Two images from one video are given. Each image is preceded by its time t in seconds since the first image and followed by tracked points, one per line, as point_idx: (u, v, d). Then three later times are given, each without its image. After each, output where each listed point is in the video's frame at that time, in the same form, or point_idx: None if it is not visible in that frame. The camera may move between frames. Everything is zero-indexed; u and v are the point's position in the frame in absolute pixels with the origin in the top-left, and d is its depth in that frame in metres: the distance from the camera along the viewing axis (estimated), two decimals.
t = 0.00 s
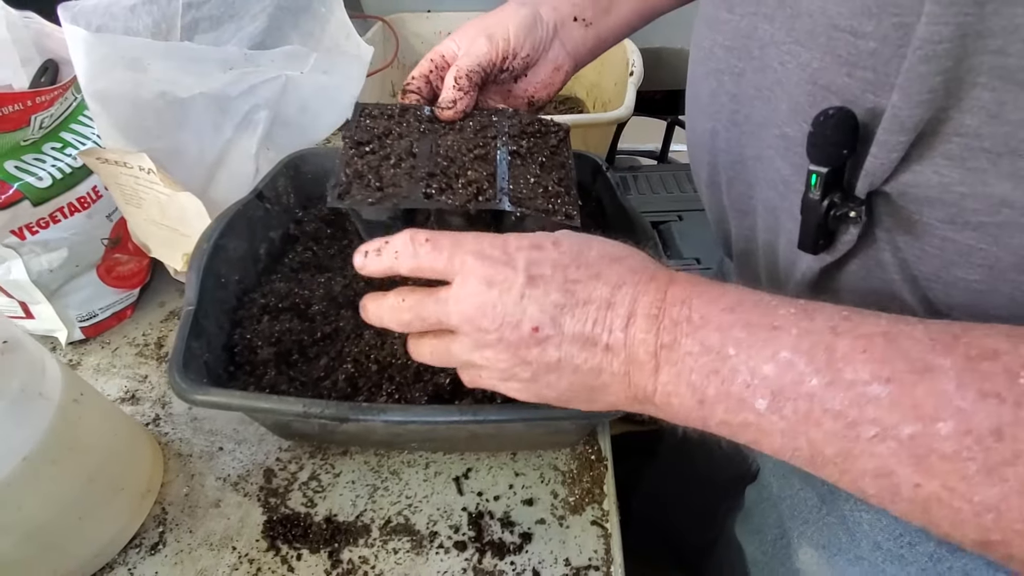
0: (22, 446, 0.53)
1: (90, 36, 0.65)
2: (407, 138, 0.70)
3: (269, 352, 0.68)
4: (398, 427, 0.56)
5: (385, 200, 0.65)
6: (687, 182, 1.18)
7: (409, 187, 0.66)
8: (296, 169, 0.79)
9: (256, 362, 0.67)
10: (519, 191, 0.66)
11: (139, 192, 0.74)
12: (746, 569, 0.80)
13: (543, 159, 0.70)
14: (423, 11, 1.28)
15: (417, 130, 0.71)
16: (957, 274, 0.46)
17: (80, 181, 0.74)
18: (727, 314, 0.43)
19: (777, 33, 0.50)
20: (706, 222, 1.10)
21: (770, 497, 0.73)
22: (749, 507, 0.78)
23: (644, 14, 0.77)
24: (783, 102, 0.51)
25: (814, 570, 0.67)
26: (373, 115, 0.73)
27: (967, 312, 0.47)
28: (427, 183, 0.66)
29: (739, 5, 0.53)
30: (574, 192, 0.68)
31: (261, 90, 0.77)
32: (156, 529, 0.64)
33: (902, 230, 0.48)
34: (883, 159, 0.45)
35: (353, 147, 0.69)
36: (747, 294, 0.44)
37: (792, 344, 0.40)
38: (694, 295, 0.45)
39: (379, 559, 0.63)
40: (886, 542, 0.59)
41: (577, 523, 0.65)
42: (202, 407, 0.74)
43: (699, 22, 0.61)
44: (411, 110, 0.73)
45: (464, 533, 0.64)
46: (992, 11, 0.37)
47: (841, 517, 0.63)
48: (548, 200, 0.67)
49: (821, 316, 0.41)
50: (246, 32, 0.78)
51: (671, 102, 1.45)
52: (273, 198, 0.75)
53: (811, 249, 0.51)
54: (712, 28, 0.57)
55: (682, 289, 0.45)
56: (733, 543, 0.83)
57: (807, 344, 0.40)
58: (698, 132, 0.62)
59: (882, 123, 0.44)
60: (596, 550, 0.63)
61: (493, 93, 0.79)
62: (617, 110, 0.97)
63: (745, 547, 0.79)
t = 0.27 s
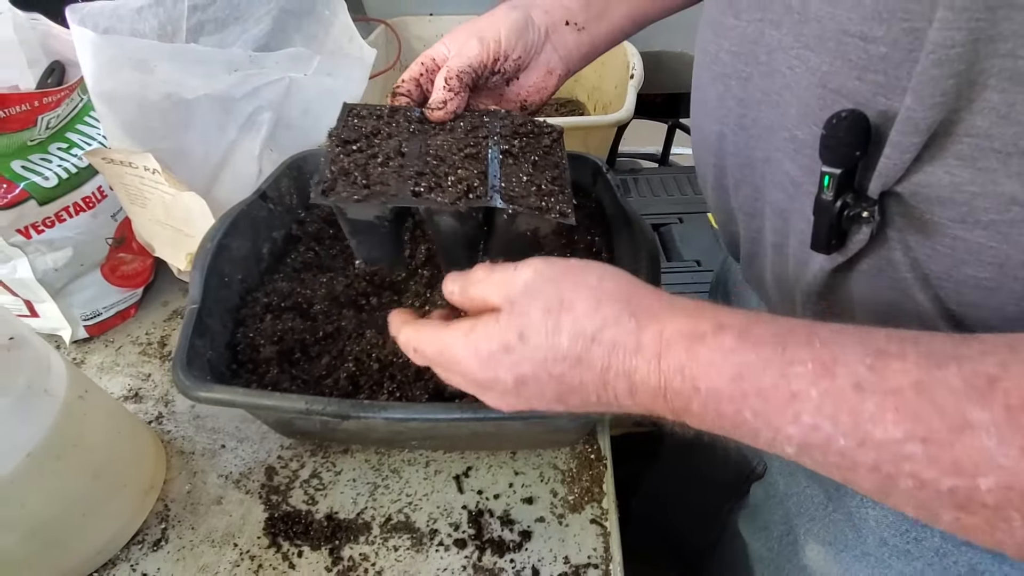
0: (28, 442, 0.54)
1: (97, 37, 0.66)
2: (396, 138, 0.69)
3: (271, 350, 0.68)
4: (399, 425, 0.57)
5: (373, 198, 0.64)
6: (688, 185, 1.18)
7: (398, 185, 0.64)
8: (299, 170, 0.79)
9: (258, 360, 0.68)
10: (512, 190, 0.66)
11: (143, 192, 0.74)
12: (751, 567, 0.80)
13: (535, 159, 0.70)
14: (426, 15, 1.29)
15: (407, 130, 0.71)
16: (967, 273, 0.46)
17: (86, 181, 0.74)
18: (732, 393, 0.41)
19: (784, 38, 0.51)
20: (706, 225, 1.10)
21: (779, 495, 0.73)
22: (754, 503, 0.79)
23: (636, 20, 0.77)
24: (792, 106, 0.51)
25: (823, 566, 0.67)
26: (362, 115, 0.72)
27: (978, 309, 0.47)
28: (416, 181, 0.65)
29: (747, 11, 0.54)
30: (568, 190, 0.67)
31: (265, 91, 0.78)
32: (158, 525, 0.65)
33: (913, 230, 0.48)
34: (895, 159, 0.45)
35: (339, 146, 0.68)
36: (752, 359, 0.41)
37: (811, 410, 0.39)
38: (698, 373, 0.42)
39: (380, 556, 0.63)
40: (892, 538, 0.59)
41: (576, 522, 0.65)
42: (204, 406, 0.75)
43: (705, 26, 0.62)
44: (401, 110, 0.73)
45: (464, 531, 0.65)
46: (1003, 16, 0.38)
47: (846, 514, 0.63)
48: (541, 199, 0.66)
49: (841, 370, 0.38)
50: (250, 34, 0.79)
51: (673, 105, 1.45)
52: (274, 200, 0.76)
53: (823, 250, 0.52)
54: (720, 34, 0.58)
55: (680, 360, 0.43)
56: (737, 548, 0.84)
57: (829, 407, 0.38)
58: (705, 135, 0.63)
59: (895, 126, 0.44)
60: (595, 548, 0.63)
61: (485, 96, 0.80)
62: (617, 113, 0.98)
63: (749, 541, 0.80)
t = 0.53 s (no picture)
0: (28, 437, 0.54)
1: (101, 36, 0.66)
2: (395, 106, 0.68)
3: (272, 348, 0.68)
4: (399, 423, 0.57)
5: (370, 161, 0.63)
6: (690, 187, 1.18)
7: (394, 151, 0.63)
8: (301, 169, 0.79)
9: (259, 358, 0.68)
10: (510, 155, 0.64)
11: (145, 189, 0.74)
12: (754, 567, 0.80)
13: (534, 127, 0.68)
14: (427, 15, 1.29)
15: (406, 98, 0.70)
16: (977, 268, 0.47)
17: (88, 178, 0.75)
18: (782, 449, 0.41)
19: (794, 36, 0.51)
20: (706, 228, 1.10)
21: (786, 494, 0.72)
22: (757, 501, 0.78)
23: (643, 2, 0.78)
24: (801, 104, 0.52)
25: (829, 564, 0.67)
26: (362, 86, 0.71)
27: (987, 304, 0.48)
28: (414, 145, 0.63)
29: (757, 10, 0.53)
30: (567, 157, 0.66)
31: (267, 90, 0.78)
32: (158, 523, 0.65)
33: (924, 228, 0.48)
34: (905, 158, 0.45)
35: (338, 114, 0.67)
36: (807, 417, 0.40)
37: (872, 457, 0.39)
38: (745, 433, 0.42)
39: (379, 555, 0.63)
40: (900, 535, 0.59)
41: (576, 522, 0.65)
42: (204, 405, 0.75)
43: (713, 26, 0.62)
44: (401, 82, 0.73)
45: (463, 531, 0.64)
46: (1014, 17, 0.38)
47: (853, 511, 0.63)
48: (540, 162, 0.64)
49: (907, 416, 0.38)
50: (253, 33, 0.79)
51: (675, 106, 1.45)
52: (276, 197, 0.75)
53: (832, 247, 0.52)
54: (727, 32, 0.57)
55: (721, 419, 0.42)
56: (739, 552, 0.83)
57: (895, 454, 0.38)
58: (713, 134, 0.63)
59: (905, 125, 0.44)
60: (594, 549, 0.63)
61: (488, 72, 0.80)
62: (619, 113, 0.98)
63: (752, 541, 0.79)
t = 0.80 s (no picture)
0: (30, 431, 0.54)
1: (106, 33, 0.67)
2: (398, 126, 0.68)
3: (273, 346, 0.68)
4: (399, 421, 0.57)
5: (375, 186, 0.61)
6: (691, 189, 1.18)
7: (400, 176, 0.61)
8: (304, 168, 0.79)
9: (260, 356, 0.68)
10: (524, 181, 0.63)
11: (149, 186, 0.75)
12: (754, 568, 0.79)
13: (547, 150, 0.68)
14: (432, 17, 1.29)
15: (409, 120, 0.69)
16: (978, 261, 0.47)
17: (92, 175, 0.75)
18: (786, 406, 0.42)
19: (801, 32, 0.51)
20: (709, 229, 1.10)
21: (785, 491, 0.72)
22: (757, 501, 0.78)
23: (645, 17, 0.78)
24: (807, 99, 0.52)
25: (830, 561, 0.67)
26: (361, 104, 0.70)
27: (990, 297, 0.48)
28: (422, 172, 0.62)
29: (764, 6, 0.54)
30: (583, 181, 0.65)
31: (271, 88, 0.79)
32: (157, 519, 0.65)
33: (927, 221, 0.48)
34: (910, 149, 0.46)
35: (337, 132, 0.66)
36: (808, 372, 0.41)
37: (871, 418, 0.39)
38: (750, 388, 0.42)
39: (377, 554, 0.63)
40: (900, 533, 0.58)
41: (575, 522, 0.65)
42: (205, 402, 0.75)
43: (718, 24, 0.62)
44: (402, 100, 0.72)
45: (462, 530, 0.64)
46: (1017, 8, 0.39)
47: (853, 509, 0.62)
48: (556, 188, 0.63)
49: (905, 377, 0.39)
50: (256, 32, 0.79)
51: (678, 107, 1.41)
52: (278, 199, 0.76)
53: (837, 238, 0.52)
54: (734, 29, 0.58)
55: (727, 372, 0.43)
56: (741, 553, 0.82)
57: (891, 415, 0.39)
58: (718, 132, 0.64)
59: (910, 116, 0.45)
60: (593, 549, 0.63)
61: (491, 88, 0.81)
62: (621, 114, 0.98)
63: (752, 542, 0.79)
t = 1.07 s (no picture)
0: (32, 429, 0.54)
1: (109, 33, 0.67)
2: (420, 153, 0.69)
3: (274, 345, 0.69)
4: (399, 420, 0.57)
5: (404, 221, 0.63)
6: (692, 191, 1.18)
7: (428, 211, 0.64)
8: (305, 167, 0.79)
9: (261, 354, 0.68)
10: (547, 211, 0.66)
11: (151, 185, 0.75)
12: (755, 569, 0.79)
13: (566, 173, 0.70)
14: (433, 17, 1.29)
15: (430, 146, 0.70)
16: (981, 260, 0.47)
17: (95, 173, 0.75)
18: (781, 369, 0.43)
19: (805, 34, 0.51)
20: (711, 230, 1.11)
21: (787, 490, 0.71)
22: (756, 500, 0.78)
23: (657, 24, 0.78)
24: (811, 99, 0.52)
25: (831, 562, 0.67)
26: (382, 127, 0.71)
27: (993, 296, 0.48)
28: (449, 205, 0.64)
29: (767, 8, 0.54)
30: (602, 204, 0.68)
31: (273, 88, 0.79)
32: (157, 518, 0.65)
33: (931, 221, 0.48)
34: (914, 150, 0.46)
35: (364, 163, 0.67)
36: (804, 338, 0.42)
37: (861, 384, 0.40)
38: (749, 352, 0.43)
39: (377, 553, 0.63)
40: (903, 533, 0.59)
41: (574, 522, 0.65)
42: (206, 400, 0.75)
43: (720, 25, 0.62)
44: (422, 123, 0.72)
45: (461, 529, 0.64)
46: (1019, 11, 0.39)
47: (856, 509, 0.62)
48: (577, 216, 0.66)
49: (895, 344, 0.40)
50: (259, 32, 0.79)
51: (679, 109, 1.40)
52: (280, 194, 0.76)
53: (841, 239, 0.52)
54: (736, 30, 0.58)
55: (727, 336, 0.44)
56: (742, 556, 0.82)
57: (880, 381, 0.40)
58: (720, 133, 0.64)
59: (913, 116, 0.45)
60: (593, 550, 0.63)
61: (507, 107, 0.80)
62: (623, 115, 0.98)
63: (752, 543, 0.79)
